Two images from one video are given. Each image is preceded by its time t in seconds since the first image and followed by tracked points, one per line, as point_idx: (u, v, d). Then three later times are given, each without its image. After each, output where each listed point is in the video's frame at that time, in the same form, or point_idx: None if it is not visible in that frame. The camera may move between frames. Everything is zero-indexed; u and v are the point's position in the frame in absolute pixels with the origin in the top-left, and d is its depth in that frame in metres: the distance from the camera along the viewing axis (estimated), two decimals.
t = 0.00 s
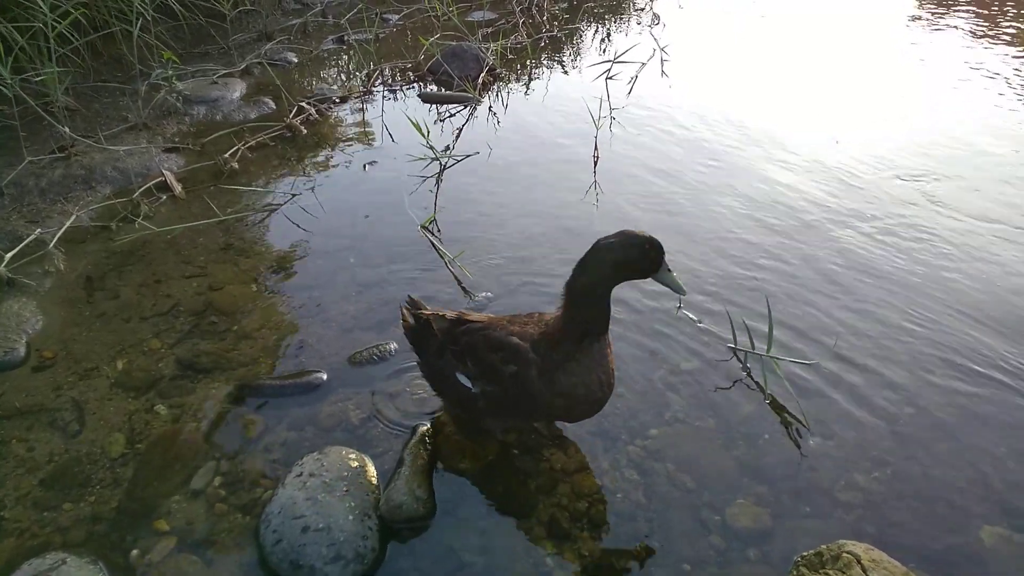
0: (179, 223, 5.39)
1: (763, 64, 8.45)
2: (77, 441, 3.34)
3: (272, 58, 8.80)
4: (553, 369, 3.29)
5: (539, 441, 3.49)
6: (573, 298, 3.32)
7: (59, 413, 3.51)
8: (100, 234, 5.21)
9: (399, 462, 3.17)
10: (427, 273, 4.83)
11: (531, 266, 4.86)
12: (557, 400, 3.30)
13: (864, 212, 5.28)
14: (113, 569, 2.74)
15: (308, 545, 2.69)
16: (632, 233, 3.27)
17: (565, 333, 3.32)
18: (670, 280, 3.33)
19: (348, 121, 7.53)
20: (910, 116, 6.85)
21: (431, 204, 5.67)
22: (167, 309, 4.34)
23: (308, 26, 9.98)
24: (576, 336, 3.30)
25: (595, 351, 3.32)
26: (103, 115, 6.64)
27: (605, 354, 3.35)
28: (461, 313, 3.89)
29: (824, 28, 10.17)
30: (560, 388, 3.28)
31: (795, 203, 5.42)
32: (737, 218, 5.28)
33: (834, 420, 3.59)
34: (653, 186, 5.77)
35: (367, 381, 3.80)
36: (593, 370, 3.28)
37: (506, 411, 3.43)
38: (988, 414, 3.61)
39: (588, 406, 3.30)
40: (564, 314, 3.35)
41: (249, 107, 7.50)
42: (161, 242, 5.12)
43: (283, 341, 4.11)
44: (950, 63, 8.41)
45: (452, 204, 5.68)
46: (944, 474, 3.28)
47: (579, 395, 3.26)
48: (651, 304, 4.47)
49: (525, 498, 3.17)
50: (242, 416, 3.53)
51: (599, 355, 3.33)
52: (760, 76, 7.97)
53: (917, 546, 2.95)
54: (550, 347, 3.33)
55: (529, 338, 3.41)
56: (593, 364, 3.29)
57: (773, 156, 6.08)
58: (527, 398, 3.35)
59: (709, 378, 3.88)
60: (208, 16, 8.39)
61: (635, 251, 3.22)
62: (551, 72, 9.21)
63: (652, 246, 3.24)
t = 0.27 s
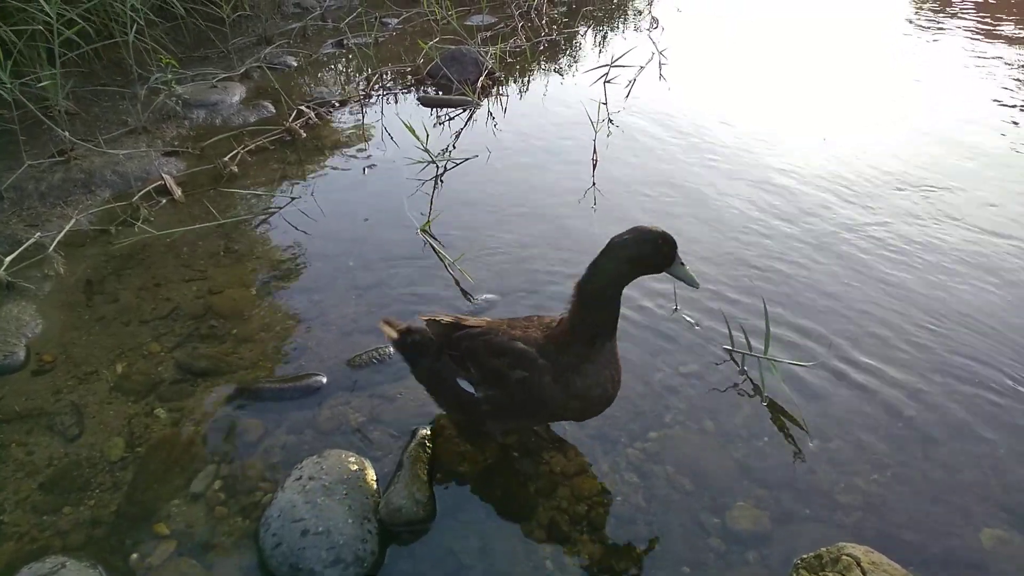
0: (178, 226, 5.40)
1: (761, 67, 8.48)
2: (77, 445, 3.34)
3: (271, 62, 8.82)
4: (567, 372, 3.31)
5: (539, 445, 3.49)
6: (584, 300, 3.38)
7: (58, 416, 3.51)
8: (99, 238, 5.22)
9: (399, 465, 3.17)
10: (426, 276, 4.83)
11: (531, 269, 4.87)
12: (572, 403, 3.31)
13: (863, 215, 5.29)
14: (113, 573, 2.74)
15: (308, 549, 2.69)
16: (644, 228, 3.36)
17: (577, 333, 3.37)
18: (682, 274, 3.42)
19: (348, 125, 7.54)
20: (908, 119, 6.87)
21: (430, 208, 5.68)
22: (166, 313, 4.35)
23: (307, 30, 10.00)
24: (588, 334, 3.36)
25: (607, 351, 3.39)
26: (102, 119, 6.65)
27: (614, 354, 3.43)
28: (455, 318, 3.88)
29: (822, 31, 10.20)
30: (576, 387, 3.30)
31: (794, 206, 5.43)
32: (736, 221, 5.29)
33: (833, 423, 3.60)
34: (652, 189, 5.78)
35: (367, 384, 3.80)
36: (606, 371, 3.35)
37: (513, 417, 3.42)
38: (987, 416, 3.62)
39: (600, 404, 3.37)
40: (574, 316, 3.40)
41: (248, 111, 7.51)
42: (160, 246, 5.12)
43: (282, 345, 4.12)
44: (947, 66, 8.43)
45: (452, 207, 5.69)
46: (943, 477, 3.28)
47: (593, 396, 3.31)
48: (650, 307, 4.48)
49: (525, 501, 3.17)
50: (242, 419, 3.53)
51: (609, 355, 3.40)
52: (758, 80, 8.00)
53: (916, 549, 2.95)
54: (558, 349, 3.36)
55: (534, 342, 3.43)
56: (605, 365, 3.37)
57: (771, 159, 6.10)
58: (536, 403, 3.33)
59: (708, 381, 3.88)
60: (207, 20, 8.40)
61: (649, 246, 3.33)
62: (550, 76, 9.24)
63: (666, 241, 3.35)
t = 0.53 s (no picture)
0: (177, 226, 5.40)
1: (760, 66, 8.48)
2: (76, 445, 3.34)
3: (270, 62, 8.82)
4: (572, 370, 3.34)
5: (539, 443, 3.49)
6: (586, 299, 3.42)
7: (57, 416, 3.51)
8: (98, 238, 5.22)
9: (398, 464, 3.18)
10: (425, 276, 4.83)
11: (530, 269, 4.87)
12: (578, 400, 3.34)
13: (861, 214, 5.30)
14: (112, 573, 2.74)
15: (307, 549, 2.69)
16: (644, 225, 3.40)
17: (581, 331, 3.41)
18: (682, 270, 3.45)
19: (346, 124, 7.54)
20: (906, 118, 6.88)
21: (429, 207, 5.68)
22: (165, 313, 4.34)
23: (306, 30, 10.00)
24: (592, 331, 3.40)
25: (609, 348, 3.45)
26: (101, 119, 6.65)
27: (616, 352, 3.49)
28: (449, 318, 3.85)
29: (820, 30, 10.21)
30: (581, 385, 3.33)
31: (792, 205, 5.43)
32: (735, 220, 5.29)
33: (831, 422, 3.60)
34: (651, 188, 5.79)
35: (366, 384, 3.80)
36: (609, 368, 3.40)
37: (519, 417, 3.43)
38: (985, 415, 3.62)
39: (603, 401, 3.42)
40: (577, 315, 3.43)
41: (247, 111, 7.51)
42: (159, 246, 5.12)
43: (281, 344, 4.12)
44: (945, 65, 8.44)
45: (451, 207, 5.69)
46: (942, 476, 3.29)
47: (598, 393, 3.36)
48: (649, 307, 4.48)
49: (524, 501, 3.17)
50: (241, 419, 3.53)
51: (611, 353, 3.46)
52: (756, 79, 8.00)
53: (915, 548, 2.96)
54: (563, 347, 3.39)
55: (538, 341, 3.42)
56: (608, 362, 3.42)
57: (770, 158, 6.10)
58: (543, 403, 3.33)
59: (707, 380, 3.88)
60: (206, 19, 8.40)
61: (649, 245, 3.37)
62: (548, 75, 9.24)
63: (666, 239, 3.40)
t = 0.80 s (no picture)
0: (169, 225, 5.37)
1: (753, 66, 8.50)
2: (67, 444, 3.32)
3: (263, 60, 8.79)
4: (567, 372, 3.37)
5: (532, 442, 3.49)
6: (580, 300, 3.45)
7: (48, 416, 3.49)
8: (89, 237, 5.19)
9: (391, 463, 3.17)
10: (419, 275, 4.83)
11: (523, 267, 4.87)
12: (573, 402, 3.37)
13: (853, 214, 5.32)
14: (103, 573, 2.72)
15: (299, 548, 2.68)
16: (638, 225, 3.40)
17: (576, 333, 3.45)
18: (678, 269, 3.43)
19: (340, 123, 7.52)
20: (898, 117, 6.91)
21: (423, 206, 5.67)
22: (157, 312, 4.32)
23: (299, 28, 9.96)
24: (587, 333, 3.44)
25: (605, 349, 3.48)
26: (93, 117, 6.61)
27: (612, 353, 3.52)
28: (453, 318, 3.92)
29: (813, 30, 10.24)
30: (576, 387, 3.36)
31: (785, 204, 5.45)
32: (727, 219, 5.31)
33: (823, 420, 3.62)
34: (644, 187, 5.79)
35: (359, 383, 3.80)
36: (604, 369, 3.43)
37: (513, 417, 3.46)
38: (976, 413, 3.65)
39: (599, 402, 3.44)
40: (572, 316, 3.47)
41: (240, 109, 7.48)
42: (151, 244, 5.10)
43: (274, 343, 4.10)
44: (937, 65, 8.48)
45: (444, 206, 5.69)
46: (932, 474, 3.31)
47: (594, 394, 3.38)
48: (642, 306, 4.49)
49: (518, 500, 3.16)
50: (233, 418, 3.52)
51: (607, 353, 3.49)
52: (749, 78, 8.02)
53: (906, 546, 2.97)
54: (559, 349, 3.43)
55: (533, 342, 3.47)
56: (604, 363, 3.45)
57: (763, 158, 6.12)
58: (538, 404, 3.38)
59: (700, 379, 3.89)
60: (198, 17, 8.36)
61: (644, 245, 3.36)
62: (542, 74, 9.24)
63: (660, 237, 3.37)
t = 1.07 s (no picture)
0: (159, 220, 5.33)
1: (745, 62, 8.51)
2: (55, 441, 3.30)
3: (254, 54, 8.73)
4: (560, 366, 3.32)
5: (523, 438, 3.49)
6: (575, 294, 3.40)
7: (36, 412, 3.46)
8: (79, 232, 5.15)
9: (382, 459, 3.16)
10: (410, 270, 4.81)
11: (516, 263, 4.86)
12: (564, 397, 3.33)
13: (844, 210, 5.33)
14: (92, 571, 2.70)
15: (290, 544, 2.67)
16: (630, 230, 3.34)
17: (568, 328, 3.39)
18: (674, 290, 3.34)
19: (332, 118, 7.49)
20: (890, 114, 6.93)
21: (415, 201, 5.66)
22: (147, 307, 4.29)
23: (290, 23, 9.90)
24: (580, 329, 3.39)
25: (598, 345, 3.44)
26: (82, 111, 6.55)
27: (604, 349, 3.49)
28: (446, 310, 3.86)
29: (806, 27, 10.26)
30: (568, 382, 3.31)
31: (777, 200, 5.46)
32: (720, 215, 5.31)
33: (814, 415, 3.63)
34: (637, 183, 5.79)
35: (350, 379, 3.78)
36: (597, 364, 3.39)
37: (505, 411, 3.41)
38: (964, 409, 3.67)
39: (590, 397, 3.40)
40: (566, 309, 3.41)
41: (231, 104, 7.44)
42: (141, 240, 5.06)
43: (265, 339, 4.08)
44: (928, 63, 8.51)
45: (437, 201, 5.67)
46: (921, 469, 3.32)
47: (585, 390, 3.34)
48: (634, 302, 4.49)
49: (509, 496, 3.16)
50: (223, 414, 3.50)
51: (600, 349, 3.45)
52: (742, 75, 8.03)
53: (895, 540, 2.99)
54: (552, 343, 3.37)
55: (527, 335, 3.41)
56: (596, 359, 3.41)
57: (755, 154, 6.12)
58: (530, 397, 3.33)
59: (692, 375, 3.90)
60: (189, 11, 8.29)
61: (637, 248, 3.30)
62: (535, 69, 9.22)
63: (651, 248, 3.31)
